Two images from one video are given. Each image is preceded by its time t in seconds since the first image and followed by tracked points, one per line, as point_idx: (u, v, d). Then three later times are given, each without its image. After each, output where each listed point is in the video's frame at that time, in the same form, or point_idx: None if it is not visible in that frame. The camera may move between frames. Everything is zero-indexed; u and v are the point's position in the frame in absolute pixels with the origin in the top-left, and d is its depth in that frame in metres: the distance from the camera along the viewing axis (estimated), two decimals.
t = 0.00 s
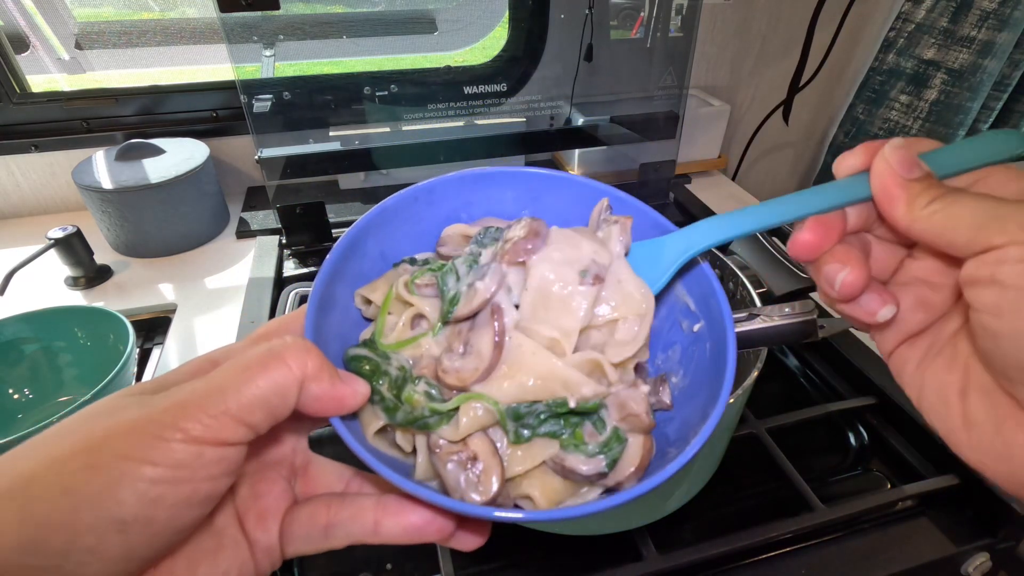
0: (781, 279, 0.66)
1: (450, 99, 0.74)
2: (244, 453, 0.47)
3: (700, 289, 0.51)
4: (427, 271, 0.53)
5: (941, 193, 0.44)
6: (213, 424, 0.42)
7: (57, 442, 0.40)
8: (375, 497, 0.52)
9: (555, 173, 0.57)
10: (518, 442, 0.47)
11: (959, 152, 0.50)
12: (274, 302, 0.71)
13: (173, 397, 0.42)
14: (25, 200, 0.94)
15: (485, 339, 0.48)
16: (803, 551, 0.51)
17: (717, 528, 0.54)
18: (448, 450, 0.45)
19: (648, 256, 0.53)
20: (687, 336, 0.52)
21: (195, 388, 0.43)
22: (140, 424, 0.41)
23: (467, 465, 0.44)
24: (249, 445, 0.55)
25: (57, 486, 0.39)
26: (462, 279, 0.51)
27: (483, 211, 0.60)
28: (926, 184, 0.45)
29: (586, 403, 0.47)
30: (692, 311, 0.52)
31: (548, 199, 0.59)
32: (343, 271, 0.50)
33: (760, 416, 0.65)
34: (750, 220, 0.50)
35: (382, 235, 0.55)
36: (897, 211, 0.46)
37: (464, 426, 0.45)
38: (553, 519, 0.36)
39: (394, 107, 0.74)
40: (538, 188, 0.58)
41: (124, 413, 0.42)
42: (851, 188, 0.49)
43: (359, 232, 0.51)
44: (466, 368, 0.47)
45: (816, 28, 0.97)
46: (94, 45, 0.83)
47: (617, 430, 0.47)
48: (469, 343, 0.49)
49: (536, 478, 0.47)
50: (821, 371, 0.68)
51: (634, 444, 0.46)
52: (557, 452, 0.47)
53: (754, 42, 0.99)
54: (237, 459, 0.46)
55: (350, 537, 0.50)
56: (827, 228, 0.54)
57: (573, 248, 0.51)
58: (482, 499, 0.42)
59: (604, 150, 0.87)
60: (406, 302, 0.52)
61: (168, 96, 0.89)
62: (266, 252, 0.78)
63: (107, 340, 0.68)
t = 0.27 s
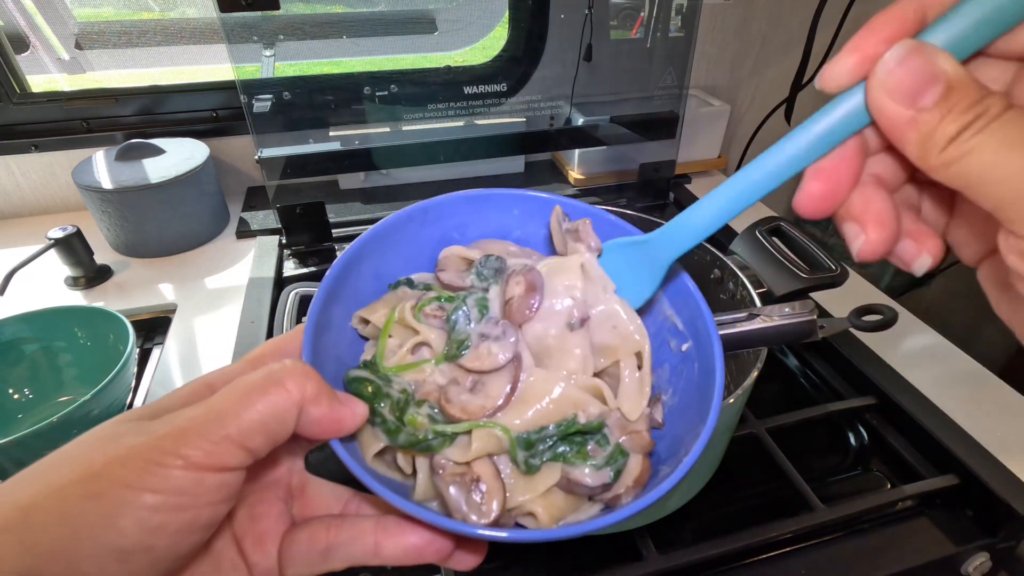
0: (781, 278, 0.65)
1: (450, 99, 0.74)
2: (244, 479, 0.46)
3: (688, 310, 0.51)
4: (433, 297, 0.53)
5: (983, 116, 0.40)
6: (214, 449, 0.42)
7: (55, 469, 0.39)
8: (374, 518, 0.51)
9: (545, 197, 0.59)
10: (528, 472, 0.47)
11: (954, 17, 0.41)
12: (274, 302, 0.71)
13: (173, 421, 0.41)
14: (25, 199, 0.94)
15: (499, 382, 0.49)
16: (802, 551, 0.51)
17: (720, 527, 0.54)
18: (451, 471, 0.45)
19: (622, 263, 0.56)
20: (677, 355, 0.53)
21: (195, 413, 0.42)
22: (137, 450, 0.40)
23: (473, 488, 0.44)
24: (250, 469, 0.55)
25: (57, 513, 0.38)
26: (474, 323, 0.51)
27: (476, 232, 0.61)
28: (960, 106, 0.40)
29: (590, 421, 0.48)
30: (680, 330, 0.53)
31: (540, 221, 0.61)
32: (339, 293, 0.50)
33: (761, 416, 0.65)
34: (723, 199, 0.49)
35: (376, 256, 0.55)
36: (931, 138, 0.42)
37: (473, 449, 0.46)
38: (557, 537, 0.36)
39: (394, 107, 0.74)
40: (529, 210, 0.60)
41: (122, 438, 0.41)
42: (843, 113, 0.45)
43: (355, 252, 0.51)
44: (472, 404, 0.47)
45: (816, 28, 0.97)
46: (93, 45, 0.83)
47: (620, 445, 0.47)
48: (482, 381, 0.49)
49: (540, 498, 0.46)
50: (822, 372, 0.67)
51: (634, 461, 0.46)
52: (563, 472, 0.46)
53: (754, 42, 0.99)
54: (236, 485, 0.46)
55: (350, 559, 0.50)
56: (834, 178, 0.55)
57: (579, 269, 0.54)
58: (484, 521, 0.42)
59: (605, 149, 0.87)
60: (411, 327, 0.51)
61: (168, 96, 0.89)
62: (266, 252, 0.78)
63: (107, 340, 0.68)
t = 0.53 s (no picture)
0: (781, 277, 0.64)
1: (450, 99, 0.74)
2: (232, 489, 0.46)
3: (689, 311, 0.50)
4: (427, 302, 0.54)
5: None
6: (203, 458, 0.41)
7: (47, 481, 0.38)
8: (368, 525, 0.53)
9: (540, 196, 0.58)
10: (528, 480, 0.47)
11: None
12: (274, 302, 0.71)
13: (164, 429, 0.41)
14: (25, 199, 0.94)
15: (491, 393, 0.49)
16: (801, 551, 0.51)
17: (720, 527, 0.54)
18: (448, 477, 0.45)
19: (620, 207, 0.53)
20: (677, 355, 0.53)
21: (186, 420, 0.42)
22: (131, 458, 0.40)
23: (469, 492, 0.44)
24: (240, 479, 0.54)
25: (46, 520, 0.37)
26: (467, 331, 0.52)
27: (471, 232, 0.61)
28: None
29: (588, 421, 0.49)
30: (679, 331, 0.52)
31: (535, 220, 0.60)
32: (332, 295, 0.50)
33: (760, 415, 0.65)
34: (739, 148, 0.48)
35: (370, 257, 0.54)
36: (990, 90, 0.43)
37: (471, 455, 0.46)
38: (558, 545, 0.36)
39: (394, 107, 0.74)
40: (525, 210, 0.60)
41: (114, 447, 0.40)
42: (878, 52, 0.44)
43: (350, 254, 0.51)
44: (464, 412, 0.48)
45: (817, 28, 0.97)
46: (93, 45, 0.83)
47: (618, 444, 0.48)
48: (474, 393, 0.49)
49: (540, 504, 0.45)
50: (821, 371, 0.67)
51: (634, 462, 0.46)
52: (563, 476, 0.46)
53: (754, 42, 0.99)
54: (224, 495, 0.45)
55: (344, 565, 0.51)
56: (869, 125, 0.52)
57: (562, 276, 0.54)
58: (484, 528, 0.42)
59: (605, 149, 0.87)
60: (404, 332, 0.53)
61: (168, 96, 0.89)
62: (266, 252, 0.78)
63: (107, 340, 0.68)
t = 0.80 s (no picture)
0: (781, 277, 0.64)
1: (450, 99, 0.74)
2: (238, 491, 0.46)
3: (687, 315, 0.51)
4: (421, 310, 0.54)
5: (982, 87, 0.39)
6: (208, 461, 0.41)
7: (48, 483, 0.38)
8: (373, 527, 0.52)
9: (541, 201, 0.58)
10: (533, 486, 0.46)
11: None
12: (274, 302, 0.71)
13: (167, 433, 0.41)
14: (25, 199, 0.94)
15: (484, 408, 0.48)
16: (802, 552, 0.51)
17: (721, 527, 0.54)
18: (451, 483, 0.45)
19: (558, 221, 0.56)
20: (676, 360, 0.53)
21: (190, 423, 0.41)
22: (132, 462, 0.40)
23: (474, 496, 0.44)
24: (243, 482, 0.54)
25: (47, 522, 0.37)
26: (454, 344, 0.52)
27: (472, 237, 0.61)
28: (957, 71, 0.39)
29: (586, 419, 0.49)
30: (679, 335, 0.52)
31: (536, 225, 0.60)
32: (335, 296, 0.50)
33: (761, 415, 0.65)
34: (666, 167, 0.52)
35: (373, 261, 0.55)
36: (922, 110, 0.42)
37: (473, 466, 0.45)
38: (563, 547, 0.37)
39: (394, 107, 0.74)
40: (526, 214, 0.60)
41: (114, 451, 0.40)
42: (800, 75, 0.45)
43: (351, 256, 0.51)
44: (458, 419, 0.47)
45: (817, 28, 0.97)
46: (94, 45, 0.83)
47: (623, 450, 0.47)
48: (464, 407, 0.48)
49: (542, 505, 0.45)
50: (821, 371, 0.67)
51: (636, 464, 0.46)
52: (566, 477, 0.46)
53: (754, 42, 0.99)
54: (230, 497, 0.45)
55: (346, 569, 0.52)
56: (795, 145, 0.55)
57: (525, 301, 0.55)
58: (490, 531, 0.42)
59: (605, 149, 0.87)
60: (399, 343, 0.51)
61: (168, 96, 0.89)
62: (266, 252, 0.78)
63: (107, 340, 0.68)
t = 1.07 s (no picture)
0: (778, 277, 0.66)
1: (450, 99, 0.74)
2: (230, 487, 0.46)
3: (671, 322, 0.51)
4: (441, 324, 0.54)
5: (975, 147, 0.39)
6: (201, 457, 0.41)
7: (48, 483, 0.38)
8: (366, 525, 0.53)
9: (534, 205, 0.58)
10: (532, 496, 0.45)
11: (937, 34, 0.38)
12: (274, 303, 0.71)
13: (159, 429, 0.41)
14: (25, 199, 0.94)
15: (473, 436, 0.46)
16: (802, 551, 0.51)
17: (722, 527, 0.54)
18: (451, 487, 0.44)
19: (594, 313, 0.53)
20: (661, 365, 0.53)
21: (183, 420, 0.42)
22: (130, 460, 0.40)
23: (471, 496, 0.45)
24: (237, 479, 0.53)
25: (44, 520, 0.37)
26: (464, 376, 0.51)
27: (465, 240, 0.61)
28: (948, 137, 0.39)
29: (596, 440, 0.47)
30: (665, 340, 0.52)
31: (530, 229, 0.60)
32: (328, 299, 0.50)
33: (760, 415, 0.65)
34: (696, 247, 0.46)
35: (365, 264, 0.54)
36: (921, 174, 0.41)
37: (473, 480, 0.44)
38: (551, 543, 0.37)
39: (394, 107, 0.74)
40: (519, 218, 0.59)
41: (111, 448, 0.40)
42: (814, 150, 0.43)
43: (343, 261, 0.51)
44: (465, 420, 0.48)
45: (818, 29, 0.97)
46: (94, 45, 0.83)
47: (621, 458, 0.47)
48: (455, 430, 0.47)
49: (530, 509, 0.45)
50: (821, 371, 0.67)
51: (629, 467, 0.46)
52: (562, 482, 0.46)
53: (754, 42, 0.99)
54: (222, 493, 0.45)
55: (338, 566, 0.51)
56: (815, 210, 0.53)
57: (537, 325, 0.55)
58: (488, 529, 0.43)
59: (605, 149, 0.87)
60: (407, 341, 0.52)
61: (168, 96, 0.89)
62: (266, 252, 0.78)
63: (107, 340, 0.68)
